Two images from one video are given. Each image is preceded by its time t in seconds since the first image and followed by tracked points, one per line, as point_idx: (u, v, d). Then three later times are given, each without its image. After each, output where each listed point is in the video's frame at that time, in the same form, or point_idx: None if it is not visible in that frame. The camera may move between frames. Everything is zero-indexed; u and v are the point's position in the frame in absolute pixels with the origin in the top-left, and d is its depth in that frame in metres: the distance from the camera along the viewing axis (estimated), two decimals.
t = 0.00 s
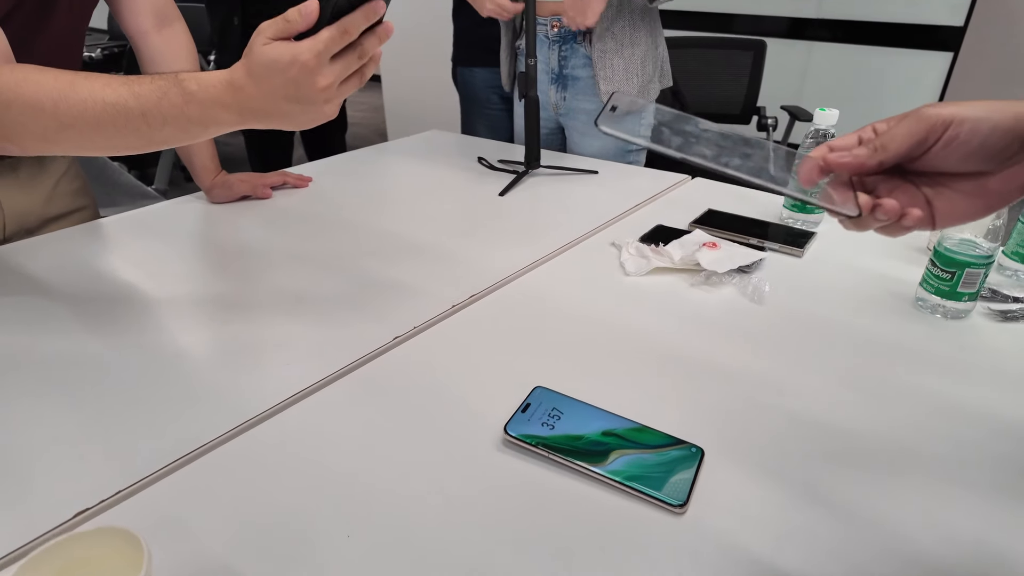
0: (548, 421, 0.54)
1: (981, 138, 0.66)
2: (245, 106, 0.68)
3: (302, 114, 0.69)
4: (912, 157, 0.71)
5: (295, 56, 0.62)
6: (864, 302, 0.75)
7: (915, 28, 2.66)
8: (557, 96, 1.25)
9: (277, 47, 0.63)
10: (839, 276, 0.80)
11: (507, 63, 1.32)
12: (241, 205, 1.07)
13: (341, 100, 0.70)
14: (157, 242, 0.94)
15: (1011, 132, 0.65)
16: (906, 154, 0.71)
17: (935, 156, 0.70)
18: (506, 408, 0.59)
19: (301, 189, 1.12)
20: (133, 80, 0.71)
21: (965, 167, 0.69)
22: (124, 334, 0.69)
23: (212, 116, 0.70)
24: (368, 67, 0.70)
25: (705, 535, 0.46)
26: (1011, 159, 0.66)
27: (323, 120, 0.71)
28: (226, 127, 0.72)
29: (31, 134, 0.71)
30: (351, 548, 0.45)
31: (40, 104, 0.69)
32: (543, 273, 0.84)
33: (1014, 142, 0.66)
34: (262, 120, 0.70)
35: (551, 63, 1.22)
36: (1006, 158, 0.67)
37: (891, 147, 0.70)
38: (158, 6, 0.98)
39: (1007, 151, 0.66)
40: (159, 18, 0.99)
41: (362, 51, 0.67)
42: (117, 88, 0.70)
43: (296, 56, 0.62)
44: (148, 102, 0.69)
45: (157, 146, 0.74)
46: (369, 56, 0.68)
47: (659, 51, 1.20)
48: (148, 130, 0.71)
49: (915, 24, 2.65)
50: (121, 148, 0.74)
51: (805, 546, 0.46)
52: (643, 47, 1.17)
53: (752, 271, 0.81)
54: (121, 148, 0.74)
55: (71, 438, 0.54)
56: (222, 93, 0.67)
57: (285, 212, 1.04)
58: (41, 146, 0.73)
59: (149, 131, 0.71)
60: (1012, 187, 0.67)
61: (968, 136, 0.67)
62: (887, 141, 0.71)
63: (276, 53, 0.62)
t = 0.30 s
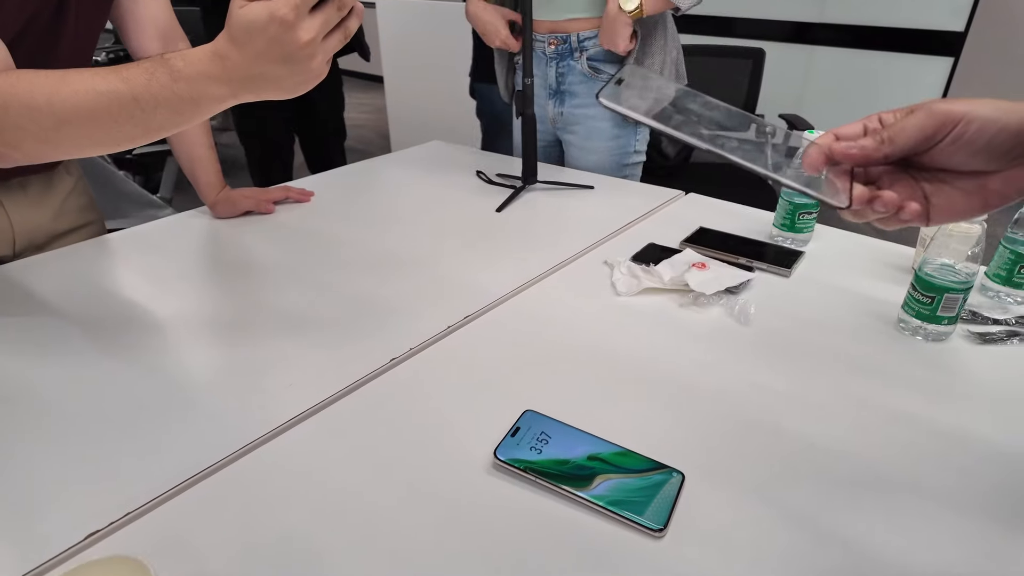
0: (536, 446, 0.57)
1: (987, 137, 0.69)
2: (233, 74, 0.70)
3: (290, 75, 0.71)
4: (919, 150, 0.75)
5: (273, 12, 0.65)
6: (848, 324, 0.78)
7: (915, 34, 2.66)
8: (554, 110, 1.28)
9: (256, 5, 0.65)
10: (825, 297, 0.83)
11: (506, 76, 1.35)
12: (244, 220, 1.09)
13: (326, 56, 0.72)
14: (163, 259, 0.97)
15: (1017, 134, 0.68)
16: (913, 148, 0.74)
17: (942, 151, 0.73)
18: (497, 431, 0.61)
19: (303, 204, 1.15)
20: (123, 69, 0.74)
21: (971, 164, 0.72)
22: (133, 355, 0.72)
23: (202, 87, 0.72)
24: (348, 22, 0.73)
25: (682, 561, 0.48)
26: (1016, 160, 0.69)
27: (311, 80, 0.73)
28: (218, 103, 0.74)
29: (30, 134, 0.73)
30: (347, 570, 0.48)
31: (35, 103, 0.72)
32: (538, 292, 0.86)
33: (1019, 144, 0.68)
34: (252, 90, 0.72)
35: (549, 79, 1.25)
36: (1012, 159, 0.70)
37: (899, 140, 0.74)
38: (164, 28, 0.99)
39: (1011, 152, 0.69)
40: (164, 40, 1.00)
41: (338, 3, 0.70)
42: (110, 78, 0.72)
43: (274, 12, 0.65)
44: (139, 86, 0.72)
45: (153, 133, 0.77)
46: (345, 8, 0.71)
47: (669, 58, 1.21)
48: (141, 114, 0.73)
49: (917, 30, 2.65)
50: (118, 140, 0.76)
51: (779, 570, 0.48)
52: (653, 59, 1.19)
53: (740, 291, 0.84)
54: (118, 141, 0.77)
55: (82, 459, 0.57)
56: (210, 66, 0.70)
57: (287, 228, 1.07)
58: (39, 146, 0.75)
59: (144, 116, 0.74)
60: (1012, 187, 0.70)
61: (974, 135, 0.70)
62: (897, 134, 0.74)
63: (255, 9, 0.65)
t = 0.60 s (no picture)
0: (523, 466, 0.60)
1: (940, 156, 0.67)
2: (227, 85, 0.72)
3: (281, 86, 0.74)
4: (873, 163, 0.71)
5: (264, 25, 0.68)
6: (829, 342, 0.80)
7: (910, 40, 2.68)
8: (549, 126, 1.30)
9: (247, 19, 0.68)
10: (809, 316, 0.85)
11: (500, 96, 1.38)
12: (245, 236, 1.12)
13: (315, 68, 0.76)
14: (165, 275, 0.99)
15: (969, 154, 0.66)
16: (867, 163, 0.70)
17: (895, 166, 0.71)
18: (486, 450, 0.64)
19: (301, 219, 1.18)
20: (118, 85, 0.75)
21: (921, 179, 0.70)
22: (137, 375, 0.74)
23: (198, 101, 0.73)
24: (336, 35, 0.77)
25: None
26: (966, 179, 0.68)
27: (301, 90, 0.76)
28: (211, 116, 0.76)
29: (27, 152, 0.73)
30: None
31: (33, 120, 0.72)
32: (529, 309, 0.89)
33: (972, 164, 0.67)
34: (245, 102, 0.75)
35: (543, 96, 1.27)
36: (962, 177, 0.68)
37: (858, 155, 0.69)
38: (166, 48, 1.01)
39: (965, 172, 0.67)
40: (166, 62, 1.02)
41: (327, 15, 0.73)
42: (106, 94, 0.73)
43: (266, 24, 0.68)
44: (136, 102, 0.73)
45: (149, 146, 0.77)
46: (332, 20, 0.73)
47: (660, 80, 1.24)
48: (139, 127, 0.74)
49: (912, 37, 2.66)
50: (115, 154, 0.77)
51: None
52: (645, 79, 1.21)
53: (725, 310, 0.86)
54: (114, 157, 0.77)
55: (89, 479, 0.60)
56: (205, 78, 0.72)
57: (285, 244, 1.09)
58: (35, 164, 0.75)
59: (139, 129, 0.74)
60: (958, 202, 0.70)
61: (927, 153, 0.67)
62: (856, 147, 0.69)
63: (246, 23, 0.68)
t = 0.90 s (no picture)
0: (511, 489, 0.62)
1: (898, 198, 0.68)
2: (227, 113, 0.68)
3: (280, 113, 0.70)
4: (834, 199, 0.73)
5: (260, 53, 0.64)
6: (811, 363, 0.83)
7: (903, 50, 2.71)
8: (544, 144, 1.33)
9: (244, 47, 0.65)
10: (792, 336, 0.88)
11: (495, 116, 1.42)
12: (245, 254, 1.14)
13: (312, 93, 0.72)
14: (167, 294, 1.02)
15: (926, 195, 0.67)
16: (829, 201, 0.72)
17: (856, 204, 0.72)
18: (477, 472, 0.66)
19: (301, 236, 1.20)
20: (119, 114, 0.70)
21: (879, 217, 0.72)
22: (141, 397, 0.77)
23: (198, 130, 0.69)
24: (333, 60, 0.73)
25: None
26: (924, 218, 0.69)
27: (299, 116, 0.72)
28: (211, 145, 0.71)
29: (27, 181, 0.69)
30: None
31: (37, 150, 0.68)
32: (521, 329, 0.91)
33: (928, 205, 0.67)
34: (246, 129, 0.70)
35: (538, 114, 1.30)
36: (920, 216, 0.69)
37: (819, 192, 0.71)
38: (168, 74, 1.05)
39: (921, 212, 0.68)
40: (168, 87, 1.05)
41: (321, 42, 0.69)
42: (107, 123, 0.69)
43: (261, 53, 0.64)
44: (137, 130, 0.68)
45: (149, 175, 0.72)
46: (328, 46, 0.70)
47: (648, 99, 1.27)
48: (140, 157, 0.69)
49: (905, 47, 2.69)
50: (119, 182, 0.72)
51: None
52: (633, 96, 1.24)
53: (710, 331, 0.89)
54: (112, 186, 0.72)
55: (96, 502, 0.62)
56: (203, 106, 0.68)
57: (284, 262, 1.12)
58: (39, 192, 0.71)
59: (139, 159, 0.70)
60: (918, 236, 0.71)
61: (886, 195, 0.68)
62: (818, 184, 0.70)
63: (243, 52, 0.65)
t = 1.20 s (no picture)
0: (509, 511, 0.64)
1: (878, 241, 0.68)
2: (230, 135, 0.68)
3: (282, 136, 0.71)
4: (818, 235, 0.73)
5: (261, 77, 0.66)
6: (801, 384, 0.85)
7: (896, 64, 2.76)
8: (541, 165, 1.42)
9: (245, 72, 0.66)
10: (782, 358, 0.90)
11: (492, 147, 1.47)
12: (249, 274, 1.17)
13: (313, 115, 0.72)
14: (172, 315, 1.04)
15: (904, 241, 0.68)
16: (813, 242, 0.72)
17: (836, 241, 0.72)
18: (475, 493, 0.68)
19: (304, 256, 1.23)
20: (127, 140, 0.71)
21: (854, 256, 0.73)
22: (148, 419, 0.79)
23: (203, 154, 0.69)
24: (333, 82, 0.73)
25: None
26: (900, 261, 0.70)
27: (301, 137, 0.72)
28: (216, 168, 0.71)
29: (41, 208, 0.68)
30: None
31: (47, 177, 0.67)
32: (521, 350, 0.94)
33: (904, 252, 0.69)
34: (250, 150, 0.71)
35: (534, 138, 1.40)
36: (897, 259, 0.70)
37: (806, 232, 0.70)
38: (175, 99, 1.09)
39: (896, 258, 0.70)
40: (176, 111, 1.09)
41: (320, 64, 0.70)
42: (115, 148, 0.69)
43: (262, 78, 0.65)
44: (145, 154, 0.68)
45: (158, 198, 0.72)
46: (327, 69, 0.71)
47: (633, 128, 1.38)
48: (149, 181, 0.69)
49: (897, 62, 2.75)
50: (126, 207, 0.71)
51: None
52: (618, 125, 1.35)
53: (703, 352, 0.91)
54: (122, 211, 0.72)
55: (104, 525, 0.64)
56: (208, 129, 0.68)
57: (288, 282, 1.14)
58: (54, 219, 0.70)
59: (148, 184, 0.70)
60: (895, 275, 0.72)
61: (867, 239, 0.69)
62: (806, 224, 0.69)
63: (244, 77, 0.66)
